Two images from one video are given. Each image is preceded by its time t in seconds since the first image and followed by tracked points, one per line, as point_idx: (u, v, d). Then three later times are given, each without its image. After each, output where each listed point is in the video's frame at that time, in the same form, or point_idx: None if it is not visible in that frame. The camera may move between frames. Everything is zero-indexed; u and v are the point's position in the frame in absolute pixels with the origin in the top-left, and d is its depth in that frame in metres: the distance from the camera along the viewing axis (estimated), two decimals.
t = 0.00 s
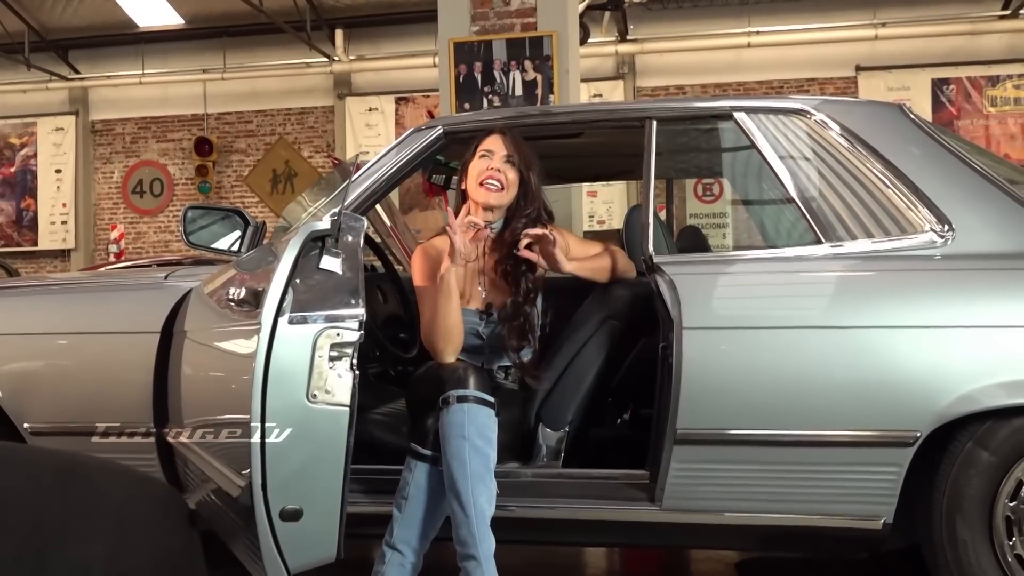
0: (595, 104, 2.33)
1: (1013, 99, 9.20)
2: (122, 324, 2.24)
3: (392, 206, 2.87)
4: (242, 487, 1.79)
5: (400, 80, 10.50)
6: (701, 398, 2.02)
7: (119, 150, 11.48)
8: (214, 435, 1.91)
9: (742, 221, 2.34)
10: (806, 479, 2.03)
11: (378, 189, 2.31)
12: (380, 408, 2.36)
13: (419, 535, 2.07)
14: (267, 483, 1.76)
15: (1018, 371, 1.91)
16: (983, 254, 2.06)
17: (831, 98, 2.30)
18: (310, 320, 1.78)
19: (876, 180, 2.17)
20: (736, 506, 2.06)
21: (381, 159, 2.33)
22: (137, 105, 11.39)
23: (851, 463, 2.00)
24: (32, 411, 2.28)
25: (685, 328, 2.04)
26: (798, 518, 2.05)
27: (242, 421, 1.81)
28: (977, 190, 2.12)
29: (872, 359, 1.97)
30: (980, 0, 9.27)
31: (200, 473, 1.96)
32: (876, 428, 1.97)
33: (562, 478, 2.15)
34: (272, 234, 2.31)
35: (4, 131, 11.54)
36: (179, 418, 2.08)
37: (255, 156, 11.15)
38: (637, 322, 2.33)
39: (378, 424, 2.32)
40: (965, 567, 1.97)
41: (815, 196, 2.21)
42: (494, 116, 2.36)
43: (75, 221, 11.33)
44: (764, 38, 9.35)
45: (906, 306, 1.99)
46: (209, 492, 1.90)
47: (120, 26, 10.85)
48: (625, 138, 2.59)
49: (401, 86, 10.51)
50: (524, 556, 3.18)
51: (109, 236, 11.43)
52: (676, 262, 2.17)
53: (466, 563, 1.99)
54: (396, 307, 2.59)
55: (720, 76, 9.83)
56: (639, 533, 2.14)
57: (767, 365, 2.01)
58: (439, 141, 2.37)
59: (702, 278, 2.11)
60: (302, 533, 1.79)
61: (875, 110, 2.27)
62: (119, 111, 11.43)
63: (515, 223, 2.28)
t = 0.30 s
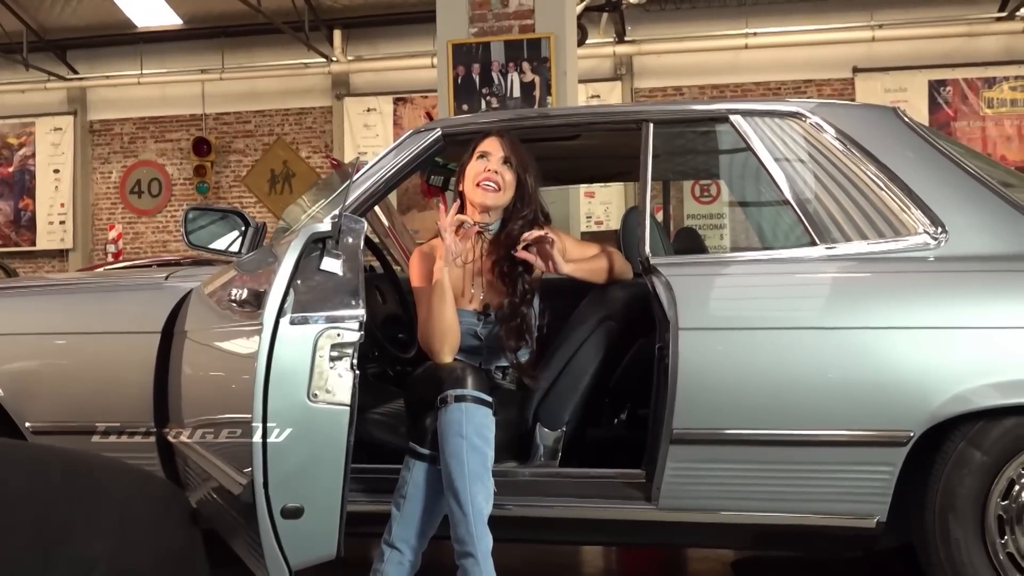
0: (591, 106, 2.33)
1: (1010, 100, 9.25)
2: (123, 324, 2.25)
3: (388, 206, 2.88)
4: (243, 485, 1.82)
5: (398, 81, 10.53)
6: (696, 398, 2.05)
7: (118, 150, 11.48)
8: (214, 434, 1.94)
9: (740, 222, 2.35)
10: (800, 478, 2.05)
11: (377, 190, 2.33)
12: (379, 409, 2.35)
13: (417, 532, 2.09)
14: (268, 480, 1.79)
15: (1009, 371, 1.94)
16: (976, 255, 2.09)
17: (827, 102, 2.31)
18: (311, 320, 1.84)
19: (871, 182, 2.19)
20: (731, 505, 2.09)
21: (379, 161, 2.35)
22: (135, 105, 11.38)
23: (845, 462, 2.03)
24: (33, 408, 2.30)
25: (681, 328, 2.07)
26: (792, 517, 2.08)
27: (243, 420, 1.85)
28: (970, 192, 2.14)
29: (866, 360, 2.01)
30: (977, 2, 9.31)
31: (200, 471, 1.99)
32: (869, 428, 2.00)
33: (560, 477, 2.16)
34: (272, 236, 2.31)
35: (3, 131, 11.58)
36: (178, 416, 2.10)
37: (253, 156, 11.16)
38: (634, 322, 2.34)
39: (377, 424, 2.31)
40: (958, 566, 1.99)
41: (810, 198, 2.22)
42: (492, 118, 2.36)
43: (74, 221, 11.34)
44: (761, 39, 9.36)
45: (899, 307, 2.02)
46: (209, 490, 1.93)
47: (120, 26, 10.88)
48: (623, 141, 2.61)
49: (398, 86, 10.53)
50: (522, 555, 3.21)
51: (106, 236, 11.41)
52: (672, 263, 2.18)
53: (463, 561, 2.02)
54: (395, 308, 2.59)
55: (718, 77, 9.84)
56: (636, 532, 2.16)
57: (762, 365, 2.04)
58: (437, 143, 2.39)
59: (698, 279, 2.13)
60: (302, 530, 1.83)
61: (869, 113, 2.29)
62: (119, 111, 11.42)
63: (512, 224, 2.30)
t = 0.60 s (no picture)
0: (599, 94, 2.15)
1: None
2: (87, 333, 2.04)
3: (377, 203, 2.71)
4: (220, 506, 1.74)
5: (384, 63, 10.15)
6: (714, 413, 1.87)
7: (77, 140, 11.05)
8: (187, 452, 1.81)
9: (764, 221, 2.17)
10: (828, 500, 1.87)
11: (366, 185, 2.12)
12: (366, 425, 2.29)
13: (409, 561, 1.91)
14: (249, 499, 1.72)
15: None
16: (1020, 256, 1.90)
17: (856, 90, 2.13)
18: (295, 329, 1.72)
19: (904, 177, 2.00)
20: (753, 530, 1.90)
21: (367, 153, 2.15)
22: (98, 91, 10.94)
23: (878, 483, 1.85)
24: None
25: (697, 337, 1.88)
26: (820, 543, 1.89)
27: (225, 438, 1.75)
28: (1013, 186, 1.95)
29: (902, 372, 1.82)
30: None
31: (170, 493, 1.83)
32: (904, 446, 1.82)
33: (566, 500, 1.99)
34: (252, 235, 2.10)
35: None
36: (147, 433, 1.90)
37: (225, 147, 10.66)
38: (644, 330, 2.18)
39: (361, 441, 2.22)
40: None
41: (838, 193, 2.04)
42: (489, 107, 2.18)
43: (29, 218, 10.92)
44: (786, 18, 8.90)
45: (935, 312, 1.84)
46: (182, 514, 1.80)
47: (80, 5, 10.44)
48: (635, 132, 2.42)
49: (384, 70, 10.14)
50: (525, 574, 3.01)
51: (64, 235, 10.94)
52: (688, 266, 2.01)
53: None
54: (384, 314, 2.36)
55: (739, 59, 9.34)
56: (647, 558, 1.98)
57: (786, 376, 1.85)
58: (431, 135, 2.20)
59: (716, 283, 1.95)
60: (286, 552, 1.74)
61: (903, 100, 2.11)
62: (78, 98, 11.00)
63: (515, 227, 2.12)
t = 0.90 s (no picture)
0: (611, 82, 1.99)
1: None
2: (53, 341, 1.87)
3: (365, 199, 2.53)
4: (202, 530, 1.53)
5: (376, 46, 9.01)
6: (734, 429, 1.69)
7: (35, 130, 9.94)
8: (162, 472, 1.62)
9: (791, 219, 2.05)
10: (858, 524, 1.70)
11: (356, 181, 1.96)
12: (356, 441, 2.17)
13: None
14: (231, 525, 1.49)
15: None
16: None
17: (890, 77, 1.99)
18: (281, 338, 1.50)
19: (942, 171, 1.86)
20: (774, 555, 1.74)
21: (356, 146, 1.99)
22: (61, 77, 9.85)
23: (911, 505, 1.67)
24: None
25: (716, 346, 1.71)
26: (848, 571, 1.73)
27: (205, 455, 1.53)
28: None
29: (944, 382, 1.65)
30: None
31: (144, 515, 1.65)
32: (943, 464, 1.64)
33: (571, 523, 1.85)
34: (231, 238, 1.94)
35: None
36: (120, 451, 1.72)
37: (200, 137, 9.56)
38: (661, 338, 2.04)
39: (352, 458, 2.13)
40: None
41: (870, 189, 1.91)
42: (491, 95, 2.03)
43: None
44: None
45: (977, 318, 1.68)
46: (159, 538, 1.62)
47: None
48: (648, 122, 2.26)
49: (375, 53, 9.01)
50: None
51: (22, 235, 9.89)
52: (707, 269, 1.86)
53: None
54: (375, 321, 2.16)
55: (762, 40, 8.22)
56: None
57: (814, 387, 1.68)
58: (428, 126, 2.03)
59: (739, 287, 1.79)
60: None
61: (940, 90, 1.96)
62: (38, 83, 9.91)
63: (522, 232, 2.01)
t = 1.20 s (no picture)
0: (611, 86, 2.01)
1: None
2: (56, 344, 1.88)
3: (367, 203, 2.55)
4: (206, 532, 1.53)
5: (377, 49, 9.02)
6: (735, 432, 1.70)
7: (37, 134, 9.95)
8: (166, 474, 1.62)
9: (792, 221, 2.07)
10: (859, 527, 1.70)
11: (359, 184, 1.97)
12: (359, 445, 2.20)
13: None
14: (235, 527, 1.49)
15: None
16: None
17: (889, 80, 2.00)
18: (285, 340, 1.50)
19: (941, 174, 1.87)
20: (774, 557, 1.74)
21: (358, 151, 2.00)
22: (62, 81, 9.87)
23: (912, 506, 1.67)
24: None
25: (717, 348, 1.72)
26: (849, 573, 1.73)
27: (209, 457, 1.53)
28: None
29: (944, 384, 1.66)
30: None
31: (147, 516, 1.65)
32: (944, 466, 1.65)
33: (573, 525, 1.87)
34: (234, 241, 1.95)
35: None
36: (122, 452, 1.72)
37: (200, 141, 9.54)
38: (661, 342, 2.10)
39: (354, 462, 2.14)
40: None
41: (870, 193, 1.92)
42: (492, 99, 2.04)
43: None
44: None
45: (976, 321, 1.68)
46: (163, 540, 1.62)
47: None
48: (648, 126, 2.27)
49: (376, 56, 9.02)
50: None
51: (23, 239, 9.88)
52: (707, 271, 1.87)
53: None
54: (376, 324, 2.22)
55: (762, 44, 8.24)
56: None
57: (815, 390, 1.69)
58: (430, 130, 2.04)
59: (740, 289, 1.80)
60: None
61: (939, 93, 1.97)
62: (39, 88, 9.92)
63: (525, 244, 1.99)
